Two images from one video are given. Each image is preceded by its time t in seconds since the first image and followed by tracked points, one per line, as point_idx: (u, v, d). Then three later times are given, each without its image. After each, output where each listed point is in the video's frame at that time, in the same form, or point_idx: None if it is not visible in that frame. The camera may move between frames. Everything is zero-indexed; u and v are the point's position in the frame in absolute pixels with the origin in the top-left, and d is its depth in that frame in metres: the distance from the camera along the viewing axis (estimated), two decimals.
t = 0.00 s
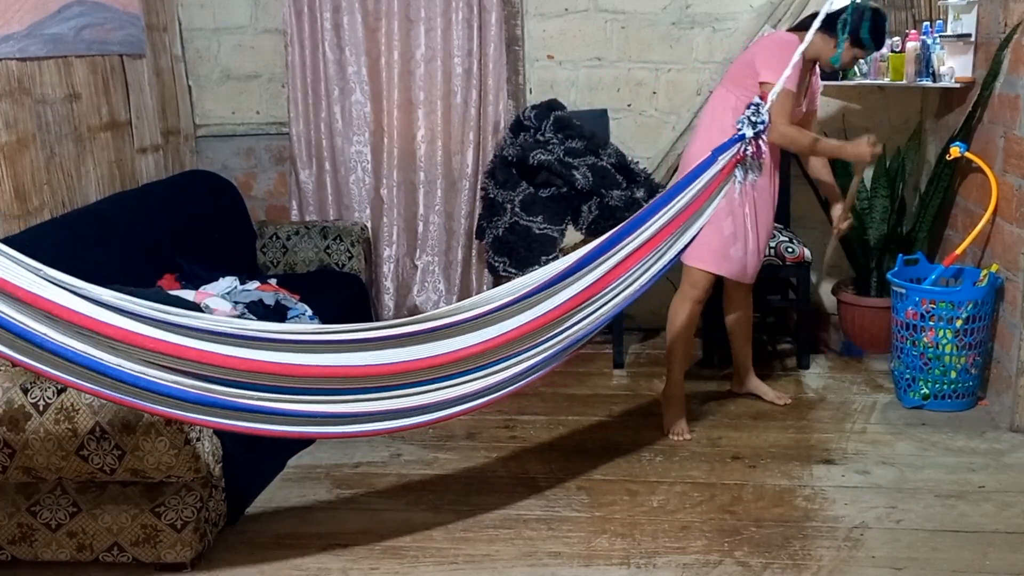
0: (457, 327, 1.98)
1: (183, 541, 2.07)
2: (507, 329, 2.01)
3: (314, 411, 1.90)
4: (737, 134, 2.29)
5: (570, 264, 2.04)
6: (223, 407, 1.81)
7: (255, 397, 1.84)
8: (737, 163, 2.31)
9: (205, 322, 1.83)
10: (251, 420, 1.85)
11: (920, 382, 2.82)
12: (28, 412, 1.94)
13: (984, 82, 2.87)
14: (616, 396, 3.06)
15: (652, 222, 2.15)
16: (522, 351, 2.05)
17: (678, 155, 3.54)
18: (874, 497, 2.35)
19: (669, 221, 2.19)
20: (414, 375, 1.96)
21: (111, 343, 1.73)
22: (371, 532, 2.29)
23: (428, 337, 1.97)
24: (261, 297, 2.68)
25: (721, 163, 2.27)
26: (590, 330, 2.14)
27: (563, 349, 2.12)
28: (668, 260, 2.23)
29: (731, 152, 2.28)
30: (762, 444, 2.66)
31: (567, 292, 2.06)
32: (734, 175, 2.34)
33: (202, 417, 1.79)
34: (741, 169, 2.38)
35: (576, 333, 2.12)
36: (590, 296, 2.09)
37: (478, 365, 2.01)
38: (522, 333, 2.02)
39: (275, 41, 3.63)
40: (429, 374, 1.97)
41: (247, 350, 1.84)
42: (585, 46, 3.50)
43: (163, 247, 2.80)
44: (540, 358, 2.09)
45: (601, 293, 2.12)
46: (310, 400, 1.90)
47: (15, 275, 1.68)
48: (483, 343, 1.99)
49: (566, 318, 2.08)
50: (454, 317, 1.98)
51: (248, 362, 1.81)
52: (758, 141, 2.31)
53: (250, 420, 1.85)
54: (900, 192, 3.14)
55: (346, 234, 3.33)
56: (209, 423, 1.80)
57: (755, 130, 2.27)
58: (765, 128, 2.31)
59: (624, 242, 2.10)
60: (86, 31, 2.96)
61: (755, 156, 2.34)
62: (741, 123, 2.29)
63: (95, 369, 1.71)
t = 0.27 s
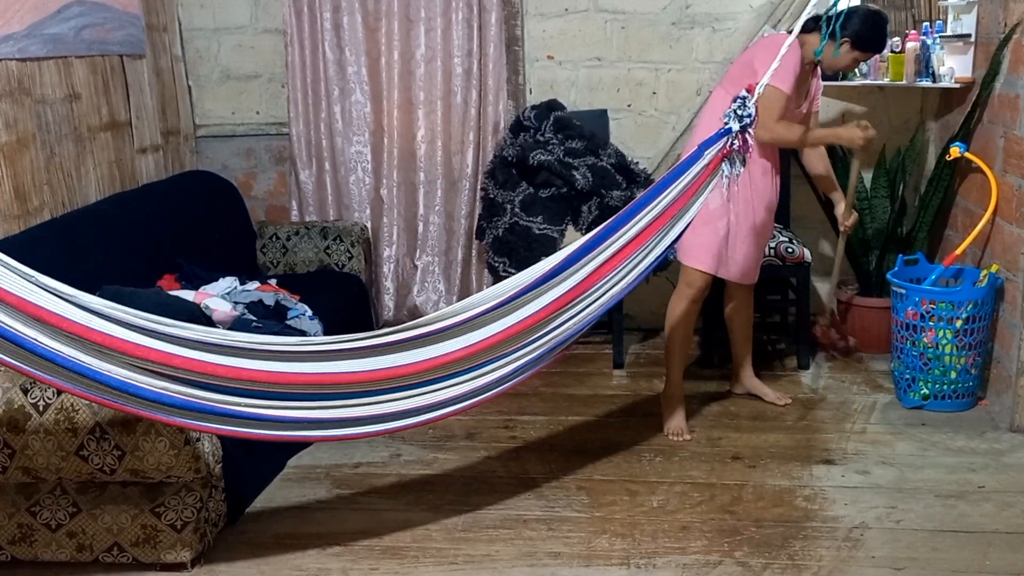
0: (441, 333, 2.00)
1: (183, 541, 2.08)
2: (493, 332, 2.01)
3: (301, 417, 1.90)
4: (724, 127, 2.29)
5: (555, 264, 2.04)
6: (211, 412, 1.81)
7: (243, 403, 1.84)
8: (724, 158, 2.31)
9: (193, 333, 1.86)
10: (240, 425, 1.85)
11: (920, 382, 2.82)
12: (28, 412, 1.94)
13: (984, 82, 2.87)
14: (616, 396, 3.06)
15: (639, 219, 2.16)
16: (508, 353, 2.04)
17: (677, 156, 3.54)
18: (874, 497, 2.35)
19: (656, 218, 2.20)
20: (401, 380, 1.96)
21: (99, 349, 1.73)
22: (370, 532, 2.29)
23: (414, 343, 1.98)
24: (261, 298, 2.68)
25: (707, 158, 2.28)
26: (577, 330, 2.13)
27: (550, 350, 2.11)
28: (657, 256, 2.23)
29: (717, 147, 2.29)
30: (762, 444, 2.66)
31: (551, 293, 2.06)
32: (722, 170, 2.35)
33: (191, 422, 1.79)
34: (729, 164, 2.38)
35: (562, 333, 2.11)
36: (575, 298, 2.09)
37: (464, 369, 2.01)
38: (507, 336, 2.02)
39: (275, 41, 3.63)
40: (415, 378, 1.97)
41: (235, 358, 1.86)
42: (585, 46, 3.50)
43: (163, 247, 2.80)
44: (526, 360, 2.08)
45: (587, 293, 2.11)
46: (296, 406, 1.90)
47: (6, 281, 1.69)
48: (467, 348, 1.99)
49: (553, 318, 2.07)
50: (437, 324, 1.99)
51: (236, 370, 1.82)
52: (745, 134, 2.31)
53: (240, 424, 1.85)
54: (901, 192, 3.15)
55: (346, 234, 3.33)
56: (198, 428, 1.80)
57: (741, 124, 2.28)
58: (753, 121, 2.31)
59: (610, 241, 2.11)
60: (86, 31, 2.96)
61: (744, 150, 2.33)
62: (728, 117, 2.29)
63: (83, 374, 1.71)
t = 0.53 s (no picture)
0: (438, 331, 2.01)
1: (183, 541, 2.08)
2: (489, 330, 2.01)
3: (297, 415, 1.89)
4: (723, 127, 2.31)
5: (551, 264, 2.06)
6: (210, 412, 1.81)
7: (240, 402, 1.84)
8: (722, 157, 2.32)
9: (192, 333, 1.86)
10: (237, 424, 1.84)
11: (920, 382, 2.82)
12: (28, 412, 1.94)
13: (984, 82, 2.87)
14: (616, 396, 3.06)
15: (637, 217, 2.16)
16: (503, 352, 2.04)
17: (677, 156, 3.54)
18: (874, 497, 2.35)
19: (654, 216, 2.20)
20: (397, 378, 1.95)
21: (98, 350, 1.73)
22: (371, 532, 2.29)
23: (409, 341, 1.99)
24: (261, 298, 2.68)
25: (706, 158, 2.29)
26: (573, 329, 2.14)
27: (546, 348, 2.11)
28: (655, 254, 2.24)
29: (716, 146, 2.30)
30: (762, 444, 2.66)
31: (548, 291, 2.06)
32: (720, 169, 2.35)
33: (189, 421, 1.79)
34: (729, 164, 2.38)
35: (558, 333, 2.11)
36: (571, 296, 2.08)
37: (461, 367, 2.00)
38: (503, 335, 2.01)
39: (275, 41, 3.63)
40: (412, 376, 1.97)
41: (232, 356, 1.87)
42: (585, 46, 3.50)
43: (163, 247, 2.80)
44: (524, 358, 2.08)
45: (585, 291, 2.11)
46: (293, 405, 1.89)
47: (5, 284, 1.68)
48: (464, 346, 1.99)
49: (549, 318, 2.07)
50: (431, 323, 2.00)
51: (234, 369, 1.81)
52: (744, 134, 2.33)
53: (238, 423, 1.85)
54: (901, 192, 3.13)
55: (346, 234, 3.33)
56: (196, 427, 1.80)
57: (741, 123, 2.30)
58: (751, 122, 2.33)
59: (608, 239, 2.12)
60: (86, 31, 2.96)
61: (743, 150, 2.35)
62: (728, 117, 2.31)
63: (82, 375, 1.71)
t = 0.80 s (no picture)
0: (452, 327, 1.98)
1: (183, 541, 2.08)
2: (502, 328, 2.01)
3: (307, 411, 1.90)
4: (734, 131, 2.33)
5: (564, 262, 2.05)
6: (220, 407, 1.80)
7: (251, 398, 1.83)
8: (732, 161, 2.35)
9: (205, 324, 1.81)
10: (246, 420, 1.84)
11: (920, 382, 2.82)
12: (28, 412, 1.94)
13: (984, 82, 2.87)
14: (616, 396, 3.06)
15: (651, 218, 2.17)
16: (514, 351, 2.05)
17: (678, 156, 3.54)
18: (874, 497, 2.35)
19: (666, 219, 2.21)
20: (410, 374, 1.96)
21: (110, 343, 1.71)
22: (371, 532, 2.29)
23: (423, 337, 1.97)
24: (261, 298, 2.68)
25: (717, 161, 2.30)
26: (584, 329, 2.15)
27: (557, 347, 2.12)
28: (665, 256, 2.25)
29: (727, 150, 2.31)
30: (762, 444, 2.66)
31: (562, 289, 2.06)
32: (728, 174, 2.38)
33: (199, 417, 1.78)
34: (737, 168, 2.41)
35: (570, 332, 2.12)
36: (581, 296, 2.09)
37: (472, 364, 2.01)
38: (515, 333, 2.02)
39: (275, 41, 3.63)
40: (423, 373, 1.97)
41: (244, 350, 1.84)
42: (585, 46, 3.50)
43: (162, 247, 2.80)
44: (533, 358, 2.09)
45: (596, 291, 2.12)
46: (305, 400, 1.89)
47: (14, 276, 1.64)
48: (475, 343, 1.99)
49: (562, 316, 2.08)
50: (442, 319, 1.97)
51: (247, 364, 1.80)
52: (755, 138, 2.35)
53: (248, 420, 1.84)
54: (901, 192, 3.14)
55: (346, 234, 3.33)
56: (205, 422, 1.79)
57: (751, 128, 2.32)
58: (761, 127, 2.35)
59: (622, 238, 2.12)
60: (86, 31, 2.96)
61: (752, 155, 2.37)
62: (738, 121, 2.33)
63: (93, 369, 1.69)
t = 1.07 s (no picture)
0: (471, 327, 1.99)
1: (183, 541, 2.07)
2: (519, 329, 2.02)
3: (324, 409, 1.88)
4: (748, 137, 2.29)
5: (581, 268, 2.06)
6: (232, 402, 1.78)
7: (264, 393, 1.81)
8: (746, 168, 2.31)
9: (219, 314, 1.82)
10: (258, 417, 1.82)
11: (919, 381, 2.82)
12: (27, 412, 1.94)
13: (984, 82, 2.86)
14: (616, 396, 3.06)
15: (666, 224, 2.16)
16: (530, 353, 2.06)
17: (678, 156, 3.54)
18: (874, 497, 2.35)
19: (681, 224, 2.20)
20: (428, 374, 1.96)
21: (119, 335, 1.70)
22: (370, 532, 2.29)
23: (441, 337, 1.98)
24: (261, 298, 2.68)
25: (731, 167, 2.27)
26: (597, 334, 2.17)
27: (571, 352, 2.14)
28: (676, 263, 2.24)
29: (741, 157, 2.28)
30: (762, 444, 2.66)
31: (581, 292, 2.08)
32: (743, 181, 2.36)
33: (210, 413, 1.76)
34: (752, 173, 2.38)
35: (582, 337, 2.14)
36: (595, 301, 2.11)
37: (489, 365, 2.02)
38: (531, 335, 2.03)
39: (275, 41, 3.63)
40: (441, 373, 1.97)
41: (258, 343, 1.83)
42: (585, 46, 3.50)
43: (162, 247, 2.79)
44: (548, 360, 2.11)
45: (608, 298, 2.13)
46: (322, 398, 1.88)
47: (27, 265, 1.65)
48: (492, 344, 1.99)
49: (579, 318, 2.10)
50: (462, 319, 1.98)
51: (260, 356, 1.79)
52: (768, 145, 2.31)
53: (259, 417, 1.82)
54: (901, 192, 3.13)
55: (346, 234, 3.33)
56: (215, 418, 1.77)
57: (765, 135, 2.28)
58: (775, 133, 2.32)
59: (635, 246, 2.12)
60: (86, 31, 2.96)
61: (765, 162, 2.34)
62: (752, 127, 2.29)
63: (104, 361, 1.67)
